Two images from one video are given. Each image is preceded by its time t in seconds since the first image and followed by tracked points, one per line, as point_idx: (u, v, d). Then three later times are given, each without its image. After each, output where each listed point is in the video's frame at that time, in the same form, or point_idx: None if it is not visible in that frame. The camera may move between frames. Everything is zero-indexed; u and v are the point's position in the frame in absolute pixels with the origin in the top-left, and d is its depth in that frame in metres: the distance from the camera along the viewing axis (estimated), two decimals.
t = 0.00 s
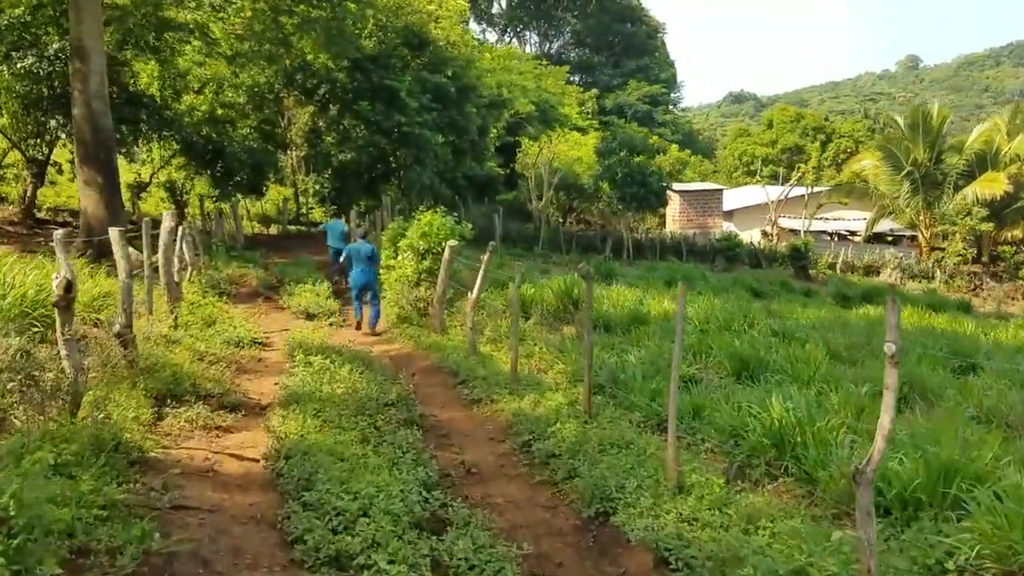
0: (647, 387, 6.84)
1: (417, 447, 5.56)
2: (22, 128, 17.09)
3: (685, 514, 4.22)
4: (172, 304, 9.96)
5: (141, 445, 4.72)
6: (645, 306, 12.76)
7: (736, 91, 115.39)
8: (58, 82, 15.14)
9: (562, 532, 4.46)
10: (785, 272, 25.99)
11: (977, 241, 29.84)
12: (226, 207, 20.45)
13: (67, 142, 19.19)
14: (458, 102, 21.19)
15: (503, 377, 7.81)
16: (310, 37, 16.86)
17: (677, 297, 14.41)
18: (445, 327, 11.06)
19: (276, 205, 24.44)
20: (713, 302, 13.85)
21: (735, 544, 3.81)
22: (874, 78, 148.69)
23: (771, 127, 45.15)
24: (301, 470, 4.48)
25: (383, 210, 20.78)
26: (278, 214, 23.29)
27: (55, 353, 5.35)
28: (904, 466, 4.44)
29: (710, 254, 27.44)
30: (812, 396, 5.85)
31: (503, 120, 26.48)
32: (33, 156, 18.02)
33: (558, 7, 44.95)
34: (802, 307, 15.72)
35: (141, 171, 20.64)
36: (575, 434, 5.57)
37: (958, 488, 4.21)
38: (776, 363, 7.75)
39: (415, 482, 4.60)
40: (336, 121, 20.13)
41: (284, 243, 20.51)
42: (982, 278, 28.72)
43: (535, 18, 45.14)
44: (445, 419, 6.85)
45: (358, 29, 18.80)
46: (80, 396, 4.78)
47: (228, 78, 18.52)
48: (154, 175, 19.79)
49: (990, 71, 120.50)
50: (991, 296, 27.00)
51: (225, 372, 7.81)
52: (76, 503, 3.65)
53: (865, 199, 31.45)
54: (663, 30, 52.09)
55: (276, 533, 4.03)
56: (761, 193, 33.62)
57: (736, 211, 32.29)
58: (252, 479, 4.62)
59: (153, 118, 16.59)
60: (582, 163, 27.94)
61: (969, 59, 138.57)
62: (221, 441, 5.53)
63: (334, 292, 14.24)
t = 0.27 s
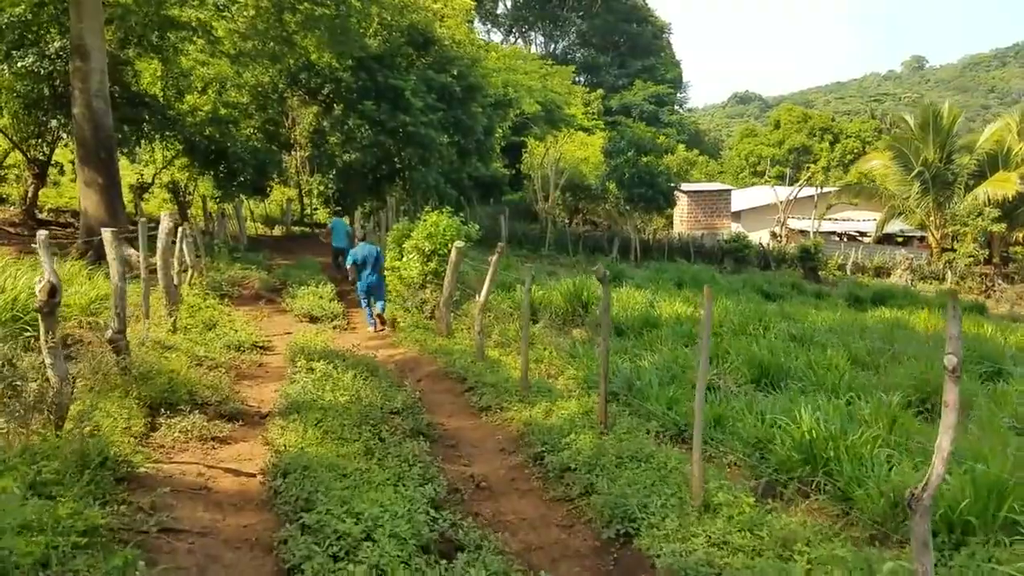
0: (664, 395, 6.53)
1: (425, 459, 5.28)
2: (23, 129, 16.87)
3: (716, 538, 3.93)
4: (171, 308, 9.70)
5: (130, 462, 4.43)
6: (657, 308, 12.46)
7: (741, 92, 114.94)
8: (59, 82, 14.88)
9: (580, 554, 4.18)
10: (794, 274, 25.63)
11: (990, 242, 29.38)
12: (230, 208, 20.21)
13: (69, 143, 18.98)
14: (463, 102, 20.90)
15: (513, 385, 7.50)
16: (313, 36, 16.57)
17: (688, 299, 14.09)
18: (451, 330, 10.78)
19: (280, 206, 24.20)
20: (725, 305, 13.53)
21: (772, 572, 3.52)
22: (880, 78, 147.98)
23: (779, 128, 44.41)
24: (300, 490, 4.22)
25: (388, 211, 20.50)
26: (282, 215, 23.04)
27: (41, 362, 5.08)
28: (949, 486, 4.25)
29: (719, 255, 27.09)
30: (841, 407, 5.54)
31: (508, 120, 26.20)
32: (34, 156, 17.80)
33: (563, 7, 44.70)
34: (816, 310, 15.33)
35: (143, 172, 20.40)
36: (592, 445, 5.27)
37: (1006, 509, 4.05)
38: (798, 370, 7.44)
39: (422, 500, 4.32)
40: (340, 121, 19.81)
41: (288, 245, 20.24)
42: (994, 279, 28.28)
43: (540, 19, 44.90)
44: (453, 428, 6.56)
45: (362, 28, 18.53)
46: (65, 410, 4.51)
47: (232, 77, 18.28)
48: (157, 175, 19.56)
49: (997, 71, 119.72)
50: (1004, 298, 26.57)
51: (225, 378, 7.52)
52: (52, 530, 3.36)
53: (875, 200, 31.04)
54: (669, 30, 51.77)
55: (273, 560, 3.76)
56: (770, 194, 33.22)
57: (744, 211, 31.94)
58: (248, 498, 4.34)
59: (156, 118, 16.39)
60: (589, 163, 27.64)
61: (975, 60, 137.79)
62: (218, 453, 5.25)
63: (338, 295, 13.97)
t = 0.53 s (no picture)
0: (686, 406, 6.24)
1: (437, 477, 5.00)
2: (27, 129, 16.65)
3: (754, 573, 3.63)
4: (174, 312, 9.44)
5: (121, 487, 4.15)
6: (672, 313, 12.13)
7: (748, 92, 114.28)
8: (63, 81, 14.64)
9: None
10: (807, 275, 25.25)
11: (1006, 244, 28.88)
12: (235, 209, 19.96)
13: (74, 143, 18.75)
14: (472, 102, 20.59)
15: (527, 394, 7.20)
16: (321, 35, 16.27)
17: (703, 303, 13.76)
18: (461, 335, 10.49)
19: (287, 207, 23.96)
20: (741, 309, 13.19)
21: None
22: (889, 78, 147.07)
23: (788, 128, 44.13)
24: (306, 518, 3.94)
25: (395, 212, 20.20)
26: (289, 216, 22.80)
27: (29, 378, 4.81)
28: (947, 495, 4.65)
29: (730, 256, 26.71)
30: (876, 421, 5.24)
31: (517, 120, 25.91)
32: (39, 157, 17.58)
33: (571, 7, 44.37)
34: (833, 313, 14.96)
35: (149, 172, 20.17)
36: (614, 462, 4.98)
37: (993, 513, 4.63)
38: (826, 380, 7.12)
39: (436, 528, 4.03)
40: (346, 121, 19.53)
41: (295, 246, 19.98)
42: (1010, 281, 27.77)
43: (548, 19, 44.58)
44: (465, 442, 6.26)
45: (369, 27, 18.26)
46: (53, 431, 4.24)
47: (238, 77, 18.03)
48: (162, 176, 19.33)
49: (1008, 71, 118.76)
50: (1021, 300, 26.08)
51: (228, 387, 7.24)
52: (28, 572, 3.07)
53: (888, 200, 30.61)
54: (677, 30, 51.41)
55: None
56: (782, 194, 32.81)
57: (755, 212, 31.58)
58: (247, 527, 4.06)
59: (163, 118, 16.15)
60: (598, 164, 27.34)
61: (985, 60, 136.74)
62: (219, 471, 4.97)
63: (345, 298, 13.68)
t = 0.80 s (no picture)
0: (715, 418, 5.97)
1: (457, 495, 4.71)
2: (34, 129, 16.44)
3: None
4: (181, 317, 9.17)
5: (120, 510, 3.88)
6: (690, 316, 11.82)
7: (756, 93, 113.70)
8: (70, 81, 14.43)
9: None
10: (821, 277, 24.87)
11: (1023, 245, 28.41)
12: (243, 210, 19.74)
13: (81, 144, 18.55)
14: (481, 101, 20.34)
15: (546, 403, 6.91)
16: (330, 34, 16.02)
17: (721, 306, 13.45)
18: (475, 339, 10.22)
19: (295, 208, 23.74)
20: (760, 312, 12.87)
21: None
22: (898, 78, 146.13)
23: (799, 128, 43.74)
24: (321, 546, 3.70)
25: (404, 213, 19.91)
26: (297, 217, 22.57)
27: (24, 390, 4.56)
28: None
29: (743, 257, 26.33)
30: (923, 437, 4.95)
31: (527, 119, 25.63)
32: (45, 157, 17.37)
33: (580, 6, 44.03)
34: (853, 317, 14.61)
35: (156, 173, 19.96)
36: (645, 480, 4.69)
37: None
38: (859, 390, 6.81)
39: (459, 558, 3.76)
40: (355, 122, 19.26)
41: (303, 247, 19.73)
42: None
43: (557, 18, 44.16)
44: (482, 454, 5.96)
45: (379, 26, 18.00)
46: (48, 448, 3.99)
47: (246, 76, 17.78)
48: (170, 177, 19.11)
49: (1019, 70, 117.79)
50: None
51: (235, 395, 6.96)
52: None
53: (903, 201, 30.18)
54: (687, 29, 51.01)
55: None
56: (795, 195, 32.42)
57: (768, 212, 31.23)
58: (259, 556, 3.80)
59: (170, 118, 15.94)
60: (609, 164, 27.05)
61: (996, 59, 135.68)
62: (226, 489, 4.69)
63: (355, 301, 13.41)
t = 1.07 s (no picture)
0: (745, 428, 5.79)
1: (479, 514, 4.48)
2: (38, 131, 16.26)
3: None
4: (187, 321, 8.95)
5: (123, 533, 3.71)
6: (705, 319, 11.55)
7: (761, 94, 113.26)
8: (75, 82, 14.23)
9: None
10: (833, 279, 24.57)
11: None
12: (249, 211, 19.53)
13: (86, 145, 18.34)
14: (489, 102, 20.06)
15: (565, 413, 6.64)
16: (336, 34, 15.79)
17: (736, 309, 13.18)
18: (487, 344, 9.98)
19: (300, 209, 23.53)
20: (776, 316, 12.58)
21: None
22: (904, 79, 145.46)
23: (807, 128, 43.38)
24: None
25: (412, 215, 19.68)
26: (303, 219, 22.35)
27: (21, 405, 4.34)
28: None
29: (753, 259, 26.03)
30: (968, 454, 4.69)
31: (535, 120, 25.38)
32: (49, 159, 17.18)
33: (586, 6, 43.75)
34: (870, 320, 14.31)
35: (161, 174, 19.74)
36: (676, 499, 4.45)
37: None
38: (891, 400, 6.53)
39: None
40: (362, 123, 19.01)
41: (309, 250, 19.48)
42: None
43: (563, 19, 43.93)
44: (500, 467, 5.71)
45: (386, 25, 17.76)
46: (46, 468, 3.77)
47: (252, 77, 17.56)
48: (175, 178, 18.92)
49: None
50: None
51: (243, 404, 6.72)
52: None
53: (914, 202, 29.82)
54: (693, 30, 50.70)
55: None
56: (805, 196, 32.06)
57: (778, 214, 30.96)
58: None
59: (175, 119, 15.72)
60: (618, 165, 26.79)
61: (1002, 60, 135.04)
62: (235, 507, 4.47)
63: (363, 304, 13.16)
